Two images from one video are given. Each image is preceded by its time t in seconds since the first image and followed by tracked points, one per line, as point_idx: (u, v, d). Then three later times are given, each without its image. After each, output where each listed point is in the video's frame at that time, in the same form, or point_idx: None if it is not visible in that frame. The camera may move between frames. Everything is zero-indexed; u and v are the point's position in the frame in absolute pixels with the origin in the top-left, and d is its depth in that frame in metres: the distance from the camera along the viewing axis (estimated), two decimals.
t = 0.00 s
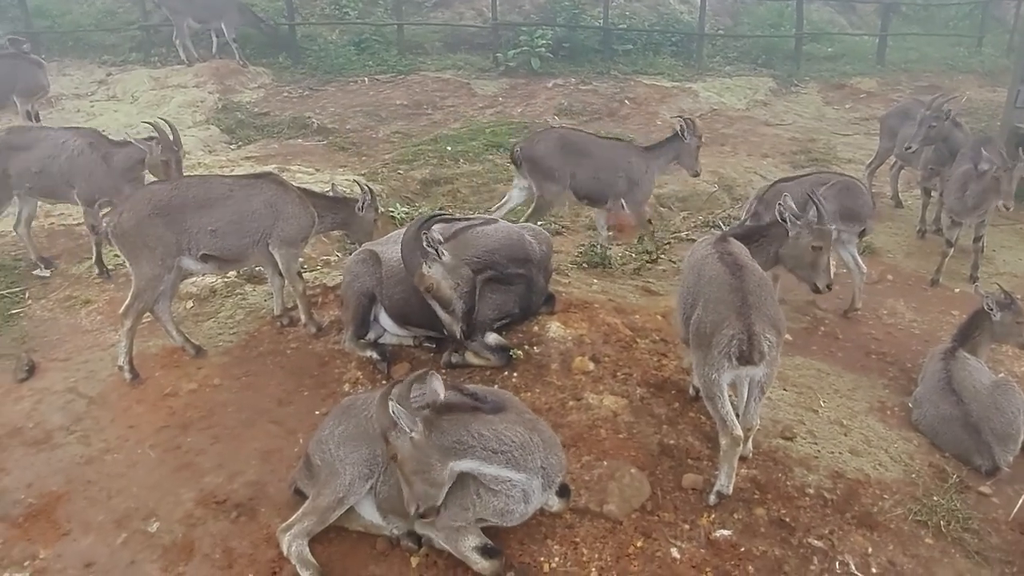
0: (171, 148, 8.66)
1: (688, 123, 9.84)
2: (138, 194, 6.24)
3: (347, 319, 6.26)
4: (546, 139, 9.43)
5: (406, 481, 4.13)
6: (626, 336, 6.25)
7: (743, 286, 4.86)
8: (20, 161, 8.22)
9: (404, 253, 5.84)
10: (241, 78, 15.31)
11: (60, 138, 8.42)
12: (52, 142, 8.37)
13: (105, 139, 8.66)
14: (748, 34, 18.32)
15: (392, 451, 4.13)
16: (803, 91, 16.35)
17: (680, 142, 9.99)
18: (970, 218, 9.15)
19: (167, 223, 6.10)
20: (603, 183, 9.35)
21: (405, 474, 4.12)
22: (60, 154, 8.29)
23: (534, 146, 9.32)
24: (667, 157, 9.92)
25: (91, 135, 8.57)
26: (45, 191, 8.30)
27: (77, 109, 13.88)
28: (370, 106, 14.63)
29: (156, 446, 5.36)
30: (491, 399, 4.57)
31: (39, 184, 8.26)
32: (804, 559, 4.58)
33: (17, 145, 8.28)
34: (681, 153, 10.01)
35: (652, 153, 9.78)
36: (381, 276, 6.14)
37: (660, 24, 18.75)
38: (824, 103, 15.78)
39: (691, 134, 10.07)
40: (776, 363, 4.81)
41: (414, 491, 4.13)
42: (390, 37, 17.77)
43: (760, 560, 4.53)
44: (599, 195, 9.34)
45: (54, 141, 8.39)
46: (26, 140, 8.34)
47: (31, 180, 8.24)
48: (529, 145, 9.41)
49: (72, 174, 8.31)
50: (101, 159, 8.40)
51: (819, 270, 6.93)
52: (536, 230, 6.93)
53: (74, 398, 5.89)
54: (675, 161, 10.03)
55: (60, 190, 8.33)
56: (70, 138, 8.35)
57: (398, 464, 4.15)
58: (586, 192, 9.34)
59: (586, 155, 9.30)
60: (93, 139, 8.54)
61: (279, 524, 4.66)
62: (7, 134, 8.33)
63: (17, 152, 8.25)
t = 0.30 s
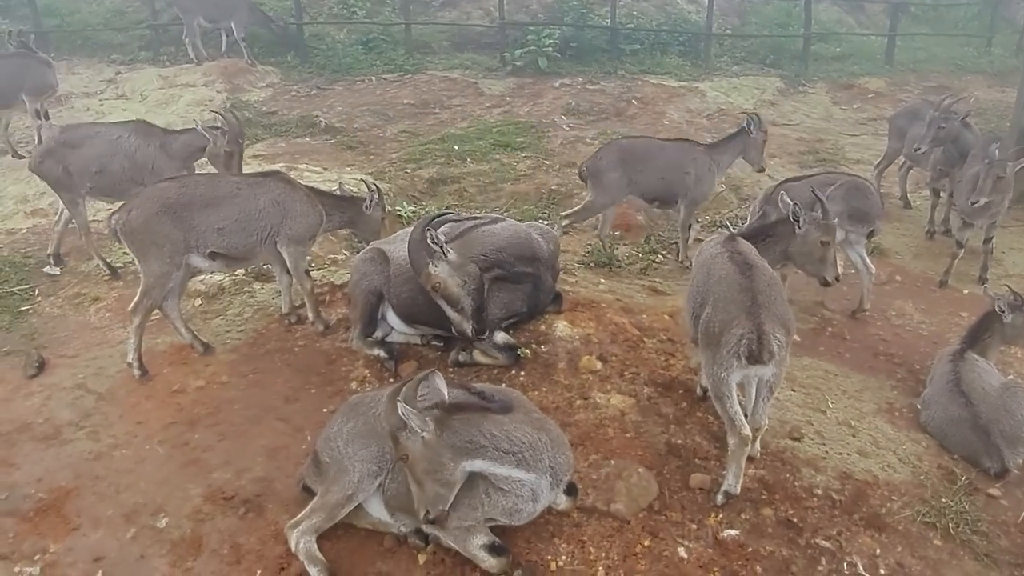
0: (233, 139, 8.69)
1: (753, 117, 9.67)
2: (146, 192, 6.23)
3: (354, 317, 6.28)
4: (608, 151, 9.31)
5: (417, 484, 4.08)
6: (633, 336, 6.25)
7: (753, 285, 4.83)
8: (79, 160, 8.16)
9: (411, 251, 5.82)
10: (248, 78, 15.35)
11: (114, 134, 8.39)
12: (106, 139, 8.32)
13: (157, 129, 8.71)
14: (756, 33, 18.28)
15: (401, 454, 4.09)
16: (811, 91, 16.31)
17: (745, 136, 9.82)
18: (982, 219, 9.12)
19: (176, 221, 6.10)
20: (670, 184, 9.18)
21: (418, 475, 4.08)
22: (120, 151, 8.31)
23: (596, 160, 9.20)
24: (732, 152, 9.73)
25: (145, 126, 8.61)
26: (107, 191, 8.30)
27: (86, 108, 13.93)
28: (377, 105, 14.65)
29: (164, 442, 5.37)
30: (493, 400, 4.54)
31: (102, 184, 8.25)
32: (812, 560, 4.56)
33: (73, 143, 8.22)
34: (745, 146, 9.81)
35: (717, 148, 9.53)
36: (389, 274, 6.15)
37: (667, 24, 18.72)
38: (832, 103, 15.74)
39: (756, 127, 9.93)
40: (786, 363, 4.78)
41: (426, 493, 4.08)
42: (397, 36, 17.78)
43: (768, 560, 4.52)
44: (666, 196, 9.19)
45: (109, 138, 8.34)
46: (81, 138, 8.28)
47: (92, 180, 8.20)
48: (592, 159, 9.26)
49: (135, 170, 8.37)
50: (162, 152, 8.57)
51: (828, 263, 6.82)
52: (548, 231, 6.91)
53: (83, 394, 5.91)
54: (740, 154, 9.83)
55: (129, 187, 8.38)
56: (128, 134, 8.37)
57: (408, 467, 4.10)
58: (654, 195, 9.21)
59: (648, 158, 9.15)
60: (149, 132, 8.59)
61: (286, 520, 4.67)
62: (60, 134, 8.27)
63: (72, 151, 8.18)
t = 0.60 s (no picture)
0: (281, 147, 9.17)
1: (819, 108, 10.16)
2: (142, 188, 6.24)
3: (354, 315, 6.27)
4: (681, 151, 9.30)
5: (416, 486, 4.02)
6: (632, 334, 6.24)
7: (751, 284, 4.82)
8: (110, 155, 8.35)
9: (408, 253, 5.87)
10: (251, 75, 15.36)
11: (147, 128, 8.59)
12: (139, 133, 8.50)
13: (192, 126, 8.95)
14: (759, 31, 18.25)
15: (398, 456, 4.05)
16: (814, 90, 16.27)
17: (809, 128, 10.30)
18: (982, 218, 9.11)
19: (172, 218, 6.11)
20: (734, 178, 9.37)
21: (416, 476, 4.01)
22: (152, 144, 8.49)
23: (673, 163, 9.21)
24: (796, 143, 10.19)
25: (180, 123, 8.86)
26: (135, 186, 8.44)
27: (88, 105, 13.95)
28: (379, 102, 14.65)
29: (162, 439, 5.37)
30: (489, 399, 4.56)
31: (131, 179, 8.38)
32: (809, 560, 4.55)
33: (107, 138, 8.43)
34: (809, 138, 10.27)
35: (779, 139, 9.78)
36: (388, 272, 6.16)
37: (670, 22, 18.68)
38: (835, 102, 15.72)
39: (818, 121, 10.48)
40: (784, 361, 4.76)
41: (426, 495, 4.00)
42: (399, 33, 17.76)
43: (765, 560, 4.51)
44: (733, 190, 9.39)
45: (143, 131, 8.54)
46: (114, 132, 8.48)
47: (121, 175, 8.34)
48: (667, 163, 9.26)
49: (167, 164, 8.55)
50: (197, 148, 8.76)
51: (828, 262, 6.81)
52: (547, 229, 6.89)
53: (82, 390, 5.91)
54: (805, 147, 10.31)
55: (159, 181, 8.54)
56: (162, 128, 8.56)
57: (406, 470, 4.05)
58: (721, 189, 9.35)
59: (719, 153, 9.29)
60: (184, 127, 8.84)
61: (283, 517, 4.67)
62: (95, 129, 8.49)
63: (103, 145, 8.38)
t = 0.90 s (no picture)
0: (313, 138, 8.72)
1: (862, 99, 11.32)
2: (120, 188, 6.23)
3: (349, 313, 6.27)
4: (729, 146, 10.58)
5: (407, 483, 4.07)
6: (628, 332, 6.23)
7: (743, 281, 4.80)
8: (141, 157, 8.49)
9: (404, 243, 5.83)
10: (248, 73, 15.35)
11: (179, 126, 8.63)
12: (169, 131, 8.57)
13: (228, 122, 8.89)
14: (757, 29, 18.22)
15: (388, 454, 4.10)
16: (813, 87, 16.26)
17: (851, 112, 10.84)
18: (979, 216, 9.09)
19: (151, 217, 6.10)
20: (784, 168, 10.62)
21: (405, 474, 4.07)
22: (182, 143, 8.54)
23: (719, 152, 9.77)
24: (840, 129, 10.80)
25: (214, 121, 8.80)
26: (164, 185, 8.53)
27: (84, 104, 13.94)
28: (377, 101, 14.64)
29: (155, 439, 5.37)
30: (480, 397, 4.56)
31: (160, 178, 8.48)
32: (803, 557, 4.55)
33: (139, 139, 8.55)
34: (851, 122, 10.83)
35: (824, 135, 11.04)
36: (383, 270, 6.16)
37: (669, 19, 18.66)
38: (834, 99, 15.71)
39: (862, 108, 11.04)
40: (778, 359, 4.73)
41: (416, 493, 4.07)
42: (398, 32, 17.74)
43: (758, 558, 4.51)
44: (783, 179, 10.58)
45: (173, 129, 8.59)
46: (146, 132, 8.58)
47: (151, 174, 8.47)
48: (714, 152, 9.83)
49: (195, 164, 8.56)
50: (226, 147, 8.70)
51: (823, 260, 6.82)
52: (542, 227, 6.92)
53: (76, 390, 5.91)
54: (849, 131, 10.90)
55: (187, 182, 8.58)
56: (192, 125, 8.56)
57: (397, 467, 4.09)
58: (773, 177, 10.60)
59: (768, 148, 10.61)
60: (217, 125, 8.78)
61: (276, 517, 4.66)
62: (127, 128, 8.59)
63: (134, 148, 8.52)
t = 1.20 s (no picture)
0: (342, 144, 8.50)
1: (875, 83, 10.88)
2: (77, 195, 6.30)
3: (343, 316, 6.28)
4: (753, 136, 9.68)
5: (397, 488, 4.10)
6: (623, 330, 6.21)
7: (735, 279, 4.77)
8: (170, 157, 8.46)
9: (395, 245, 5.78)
10: (242, 74, 15.33)
11: (213, 128, 8.57)
12: (203, 132, 8.52)
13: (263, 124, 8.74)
14: (751, 25, 18.20)
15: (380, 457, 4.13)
16: (808, 82, 16.25)
17: (868, 99, 11.00)
18: (974, 210, 9.08)
19: (93, 228, 6.10)
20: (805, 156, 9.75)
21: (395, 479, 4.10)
22: (215, 147, 8.47)
23: (744, 146, 9.67)
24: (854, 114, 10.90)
25: (250, 124, 8.71)
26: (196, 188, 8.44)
27: (77, 107, 13.92)
28: (371, 101, 14.62)
29: (148, 445, 5.36)
30: (474, 397, 4.57)
31: (192, 181, 8.42)
32: (799, 555, 4.54)
33: (169, 137, 8.54)
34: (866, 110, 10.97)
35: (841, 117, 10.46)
36: (376, 272, 6.19)
37: (663, 16, 18.64)
38: (829, 94, 15.71)
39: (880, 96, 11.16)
40: (772, 356, 4.69)
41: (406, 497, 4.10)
42: (392, 31, 17.71)
43: (754, 555, 4.50)
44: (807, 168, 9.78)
45: (206, 130, 8.54)
46: (178, 131, 8.55)
47: (183, 177, 8.43)
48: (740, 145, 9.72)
49: (228, 169, 8.44)
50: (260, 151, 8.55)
51: (816, 255, 6.81)
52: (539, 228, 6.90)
53: (69, 396, 5.90)
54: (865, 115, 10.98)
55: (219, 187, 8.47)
56: (226, 130, 8.48)
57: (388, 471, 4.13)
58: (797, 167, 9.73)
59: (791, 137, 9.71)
60: (254, 129, 8.65)
61: (270, 522, 4.65)
62: (157, 126, 8.62)
63: (165, 145, 8.52)
